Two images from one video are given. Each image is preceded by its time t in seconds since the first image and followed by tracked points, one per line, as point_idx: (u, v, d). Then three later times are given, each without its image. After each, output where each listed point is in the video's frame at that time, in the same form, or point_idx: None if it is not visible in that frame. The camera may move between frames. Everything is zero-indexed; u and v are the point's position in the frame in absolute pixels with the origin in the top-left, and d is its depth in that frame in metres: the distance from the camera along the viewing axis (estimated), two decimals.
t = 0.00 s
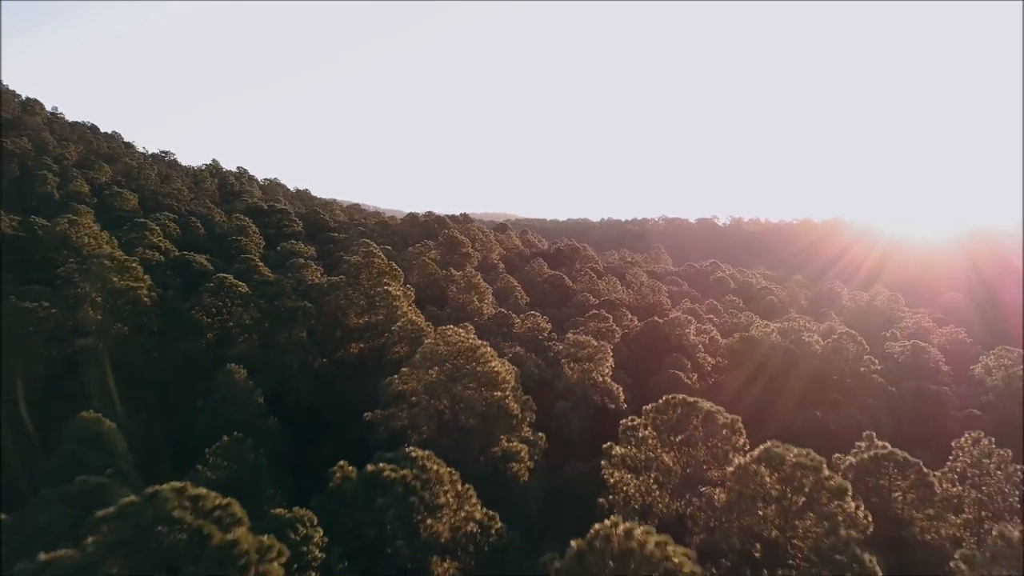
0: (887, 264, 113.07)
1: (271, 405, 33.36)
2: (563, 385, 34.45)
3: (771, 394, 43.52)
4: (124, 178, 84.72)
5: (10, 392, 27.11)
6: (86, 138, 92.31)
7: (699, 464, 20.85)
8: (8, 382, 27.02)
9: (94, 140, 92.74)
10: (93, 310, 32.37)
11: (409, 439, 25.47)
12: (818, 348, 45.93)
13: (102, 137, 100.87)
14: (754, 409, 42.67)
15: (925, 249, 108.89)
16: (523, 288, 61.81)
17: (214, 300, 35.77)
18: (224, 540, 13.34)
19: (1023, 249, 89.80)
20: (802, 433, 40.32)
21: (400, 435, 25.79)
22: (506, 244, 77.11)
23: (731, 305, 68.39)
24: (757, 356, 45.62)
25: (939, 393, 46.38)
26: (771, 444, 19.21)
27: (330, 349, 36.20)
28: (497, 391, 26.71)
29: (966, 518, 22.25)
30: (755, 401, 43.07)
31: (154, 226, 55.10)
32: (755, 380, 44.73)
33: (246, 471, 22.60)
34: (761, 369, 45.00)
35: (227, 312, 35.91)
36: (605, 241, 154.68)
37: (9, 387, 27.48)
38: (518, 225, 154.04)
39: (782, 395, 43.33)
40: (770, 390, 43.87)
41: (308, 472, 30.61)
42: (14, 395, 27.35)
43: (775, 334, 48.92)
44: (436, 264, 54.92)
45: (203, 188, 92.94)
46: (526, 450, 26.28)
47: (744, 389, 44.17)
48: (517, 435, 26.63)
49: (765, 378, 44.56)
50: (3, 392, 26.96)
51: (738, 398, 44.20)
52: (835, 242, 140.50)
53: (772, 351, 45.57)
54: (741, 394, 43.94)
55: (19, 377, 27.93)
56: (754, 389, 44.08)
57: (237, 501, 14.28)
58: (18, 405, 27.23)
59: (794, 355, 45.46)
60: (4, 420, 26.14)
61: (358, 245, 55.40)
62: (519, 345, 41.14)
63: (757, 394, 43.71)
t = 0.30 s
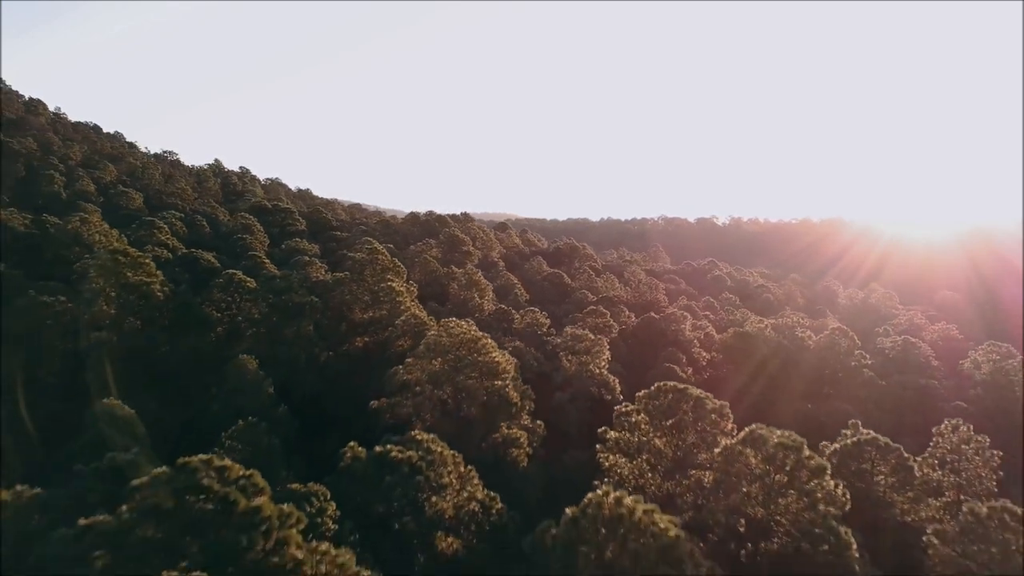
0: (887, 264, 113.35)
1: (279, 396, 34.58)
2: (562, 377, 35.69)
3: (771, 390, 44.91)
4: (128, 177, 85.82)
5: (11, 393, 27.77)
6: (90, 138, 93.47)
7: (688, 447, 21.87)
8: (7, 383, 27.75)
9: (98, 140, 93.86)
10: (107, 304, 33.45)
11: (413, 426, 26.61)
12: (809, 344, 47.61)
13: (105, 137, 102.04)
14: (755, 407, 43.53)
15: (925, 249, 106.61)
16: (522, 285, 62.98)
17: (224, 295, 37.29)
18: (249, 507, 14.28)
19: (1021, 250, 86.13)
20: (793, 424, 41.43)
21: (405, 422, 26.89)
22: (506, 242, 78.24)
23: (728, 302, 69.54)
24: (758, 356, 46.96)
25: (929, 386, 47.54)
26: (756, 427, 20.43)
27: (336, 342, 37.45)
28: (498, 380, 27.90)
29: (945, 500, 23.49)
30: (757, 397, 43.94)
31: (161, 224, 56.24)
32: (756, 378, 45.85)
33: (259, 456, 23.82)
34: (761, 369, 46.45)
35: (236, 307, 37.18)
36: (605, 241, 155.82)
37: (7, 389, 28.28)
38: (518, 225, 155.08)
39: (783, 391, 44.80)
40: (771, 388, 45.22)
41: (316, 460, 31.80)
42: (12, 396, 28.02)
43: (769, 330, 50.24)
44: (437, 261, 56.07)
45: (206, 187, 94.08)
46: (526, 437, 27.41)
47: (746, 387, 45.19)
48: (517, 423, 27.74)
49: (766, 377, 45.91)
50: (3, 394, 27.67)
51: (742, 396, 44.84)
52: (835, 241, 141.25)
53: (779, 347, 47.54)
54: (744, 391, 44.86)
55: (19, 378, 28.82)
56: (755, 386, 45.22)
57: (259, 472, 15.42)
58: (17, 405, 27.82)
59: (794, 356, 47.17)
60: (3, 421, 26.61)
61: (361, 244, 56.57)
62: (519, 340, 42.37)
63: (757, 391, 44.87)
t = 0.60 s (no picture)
0: (886, 264, 114.24)
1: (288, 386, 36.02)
2: (560, 368, 37.08)
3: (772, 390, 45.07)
4: (134, 177, 87.12)
5: (11, 393, 28.11)
6: (95, 138, 94.79)
7: (678, 430, 23.21)
8: (8, 383, 28.16)
9: (102, 140, 95.10)
10: (122, 298, 34.77)
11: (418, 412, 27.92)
12: (802, 339, 49.01)
13: (110, 138, 103.41)
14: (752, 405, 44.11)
15: (925, 250, 109.69)
16: (522, 283, 64.34)
17: (233, 290, 38.83)
18: (274, 474, 15.79)
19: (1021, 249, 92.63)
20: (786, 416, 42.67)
21: (410, 408, 28.17)
22: (506, 241, 79.61)
23: (723, 300, 70.97)
24: (758, 356, 47.51)
25: (918, 378, 48.95)
26: (742, 410, 21.71)
27: (342, 335, 38.92)
28: (498, 369, 29.23)
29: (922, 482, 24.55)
30: (758, 396, 44.07)
31: (169, 222, 57.57)
32: (756, 378, 46.17)
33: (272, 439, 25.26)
34: (761, 369, 46.87)
35: (245, 301, 38.78)
36: (604, 241, 157.14)
37: (10, 390, 28.51)
38: (519, 225, 156.45)
39: (782, 389, 45.10)
40: (771, 387, 45.51)
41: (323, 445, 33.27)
42: (13, 396, 28.18)
43: (763, 325, 51.63)
44: (439, 258, 57.44)
45: (209, 187, 95.39)
46: (525, 423, 28.71)
47: (746, 385, 45.48)
48: (516, 410, 29.06)
49: (766, 377, 46.27)
50: (4, 394, 27.97)
51: (742, 395, 45.12)
52: (835, 241, 142.28)
53: (778, 347, 48.14)
54: (745, 390, 45.13)
55: (19, 378, 29.24)
56: (754, 385, 45.58)
57: (279, 445, 16.97)
58: (17, 406, 27.91)
59: (792, 356, 47.87)
60: (4, 421, 26.69)
61: (364, 242, 57.94)
62: (518, 334, 43.73)
63: (757, 390, 45.20)
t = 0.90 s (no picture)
0: (887, 264, 114.79)
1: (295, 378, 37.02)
2: (558, 361, 38.29)
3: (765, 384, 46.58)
4: (138, 176, 88.21)
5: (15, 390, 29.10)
6: (99, 139, 95.86)
7: (671, 416, 24.28)
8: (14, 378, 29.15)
9: (106, 140, 96.18)
10: (134, 294, 36.07)
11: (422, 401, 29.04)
12: (795, 334, 50.30)
13: (113, 138, 104.48)
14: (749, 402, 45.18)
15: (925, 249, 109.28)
16: (522, 280, 65.47)
17: (241, 286, 39.98)
18: (291, 450, 16.97)
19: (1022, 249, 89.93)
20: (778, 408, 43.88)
21: (414, 398, 29.30)
22: (506, 240, 80.73)
23: (720, 297, 72.13)
24: (758, 357, 48.49)
25: (908, 372, 50.17)
26: (730, 397, 22.85)
27: (347, 330, 39.97)
28: (499, 360, 30.39)
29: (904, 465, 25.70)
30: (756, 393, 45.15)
31: (176, 220, 58.71)
32: (756, 377, 47.19)
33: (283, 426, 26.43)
34: (761, 369, 47.95)
35: (253, 297, 39.88)
36: (603, 241, 158.19)
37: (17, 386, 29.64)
38: (519, 224, 157.52)
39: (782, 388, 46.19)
40: (771, 386, 46.65)
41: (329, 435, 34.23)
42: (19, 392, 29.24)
43: (757, 321, 52.84)
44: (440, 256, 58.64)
45: (212, 186, 96.44)
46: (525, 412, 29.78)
47: (746, 385, 46.58)
48: (516, 400, 30.13)
49: (766, 376, 47.40)
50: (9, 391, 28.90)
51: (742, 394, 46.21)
52: (836, 241, 142.94)
53: (778, 347, 49.42)
54: (745, 390, 46.25)
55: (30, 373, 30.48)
56: (754, 385, 46.69)
57: (296, 425, 18.14)
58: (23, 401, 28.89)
59: (792, 356, 49.07)
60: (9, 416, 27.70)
61: (366, 240, 59.12)
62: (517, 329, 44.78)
63: (756, 390, 46.37)
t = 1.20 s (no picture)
0: (887, 264, 115.69)
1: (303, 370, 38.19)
2: (557, 356, 39.50)
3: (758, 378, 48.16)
4: (142, 176, 89.32)
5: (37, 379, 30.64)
6: (103, 139, 96.92)
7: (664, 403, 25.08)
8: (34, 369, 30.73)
9: (110, 141, 97.28)
10: (145, 289, 37.38)
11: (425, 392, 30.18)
12: (788, 329, 51.52)
13: (116, 138, 105.57)
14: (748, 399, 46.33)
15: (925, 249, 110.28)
16: (522, 278, 66.65)
17: (249, 281, 41.01)
18: (305, 431, 18.14)
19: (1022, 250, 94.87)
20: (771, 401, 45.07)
21: (417, 388, 30.38)
22: (506, 239, 81.88)
23: (716, 294, 73.27)
24: (758, 356, 49.61)
25: (899, 366, 51.43)
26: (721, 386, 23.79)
27: (352, 325, 41.12)
28: (499, 352, 31.57)
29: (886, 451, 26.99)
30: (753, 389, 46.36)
31: (182, 218, 59.74)
32: (756, 377, 48.38)
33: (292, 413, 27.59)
34: (761, 368, 49.11)
35: (261, 292, 40.93)
36: (601, 240, 159.28)
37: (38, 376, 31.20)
38: (519, 223, 158.59)
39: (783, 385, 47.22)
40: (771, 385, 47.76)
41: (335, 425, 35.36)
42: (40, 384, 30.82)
43: (752, 317, 54.05)
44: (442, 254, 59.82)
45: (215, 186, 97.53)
46: (524, 402, 30.87)
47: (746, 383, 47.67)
48: (516, 390, 31.24)
49: (766, 376, 48.56)
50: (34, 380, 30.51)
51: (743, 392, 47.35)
52: (836, 241, 143.84)
53: (777, 346, 50.39)
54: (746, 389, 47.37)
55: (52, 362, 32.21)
56: (754, 383, 47.84)
57: (309, 408, 19.27)
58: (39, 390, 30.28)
59: (791, 355, 50.12)
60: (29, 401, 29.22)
61: (369, 239, 60.27)
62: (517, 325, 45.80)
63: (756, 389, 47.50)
